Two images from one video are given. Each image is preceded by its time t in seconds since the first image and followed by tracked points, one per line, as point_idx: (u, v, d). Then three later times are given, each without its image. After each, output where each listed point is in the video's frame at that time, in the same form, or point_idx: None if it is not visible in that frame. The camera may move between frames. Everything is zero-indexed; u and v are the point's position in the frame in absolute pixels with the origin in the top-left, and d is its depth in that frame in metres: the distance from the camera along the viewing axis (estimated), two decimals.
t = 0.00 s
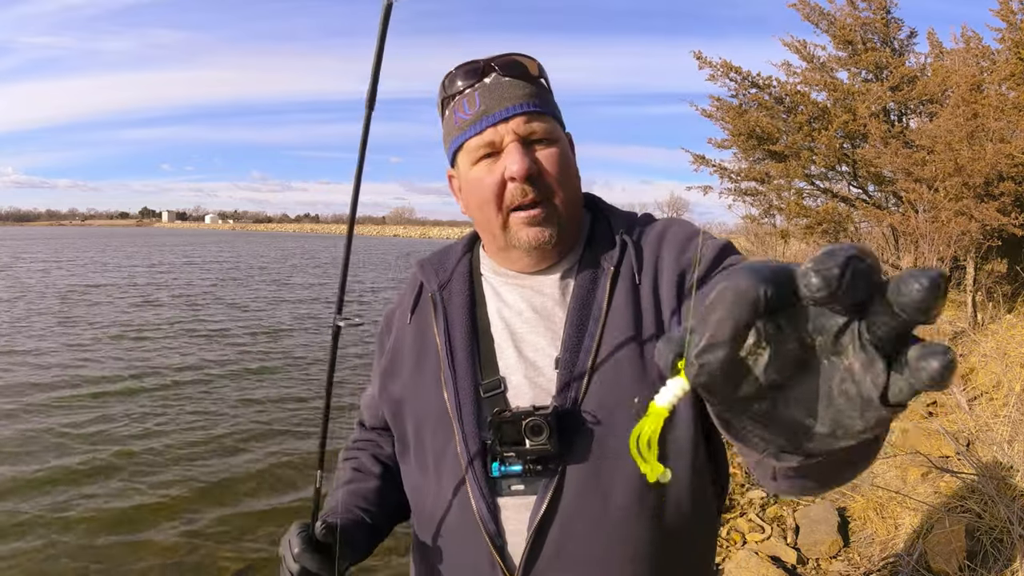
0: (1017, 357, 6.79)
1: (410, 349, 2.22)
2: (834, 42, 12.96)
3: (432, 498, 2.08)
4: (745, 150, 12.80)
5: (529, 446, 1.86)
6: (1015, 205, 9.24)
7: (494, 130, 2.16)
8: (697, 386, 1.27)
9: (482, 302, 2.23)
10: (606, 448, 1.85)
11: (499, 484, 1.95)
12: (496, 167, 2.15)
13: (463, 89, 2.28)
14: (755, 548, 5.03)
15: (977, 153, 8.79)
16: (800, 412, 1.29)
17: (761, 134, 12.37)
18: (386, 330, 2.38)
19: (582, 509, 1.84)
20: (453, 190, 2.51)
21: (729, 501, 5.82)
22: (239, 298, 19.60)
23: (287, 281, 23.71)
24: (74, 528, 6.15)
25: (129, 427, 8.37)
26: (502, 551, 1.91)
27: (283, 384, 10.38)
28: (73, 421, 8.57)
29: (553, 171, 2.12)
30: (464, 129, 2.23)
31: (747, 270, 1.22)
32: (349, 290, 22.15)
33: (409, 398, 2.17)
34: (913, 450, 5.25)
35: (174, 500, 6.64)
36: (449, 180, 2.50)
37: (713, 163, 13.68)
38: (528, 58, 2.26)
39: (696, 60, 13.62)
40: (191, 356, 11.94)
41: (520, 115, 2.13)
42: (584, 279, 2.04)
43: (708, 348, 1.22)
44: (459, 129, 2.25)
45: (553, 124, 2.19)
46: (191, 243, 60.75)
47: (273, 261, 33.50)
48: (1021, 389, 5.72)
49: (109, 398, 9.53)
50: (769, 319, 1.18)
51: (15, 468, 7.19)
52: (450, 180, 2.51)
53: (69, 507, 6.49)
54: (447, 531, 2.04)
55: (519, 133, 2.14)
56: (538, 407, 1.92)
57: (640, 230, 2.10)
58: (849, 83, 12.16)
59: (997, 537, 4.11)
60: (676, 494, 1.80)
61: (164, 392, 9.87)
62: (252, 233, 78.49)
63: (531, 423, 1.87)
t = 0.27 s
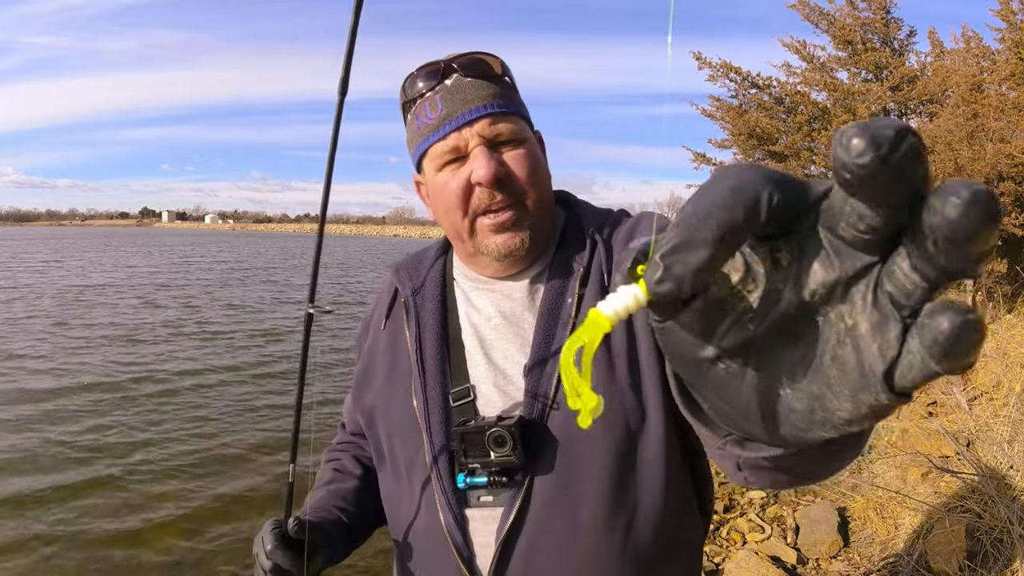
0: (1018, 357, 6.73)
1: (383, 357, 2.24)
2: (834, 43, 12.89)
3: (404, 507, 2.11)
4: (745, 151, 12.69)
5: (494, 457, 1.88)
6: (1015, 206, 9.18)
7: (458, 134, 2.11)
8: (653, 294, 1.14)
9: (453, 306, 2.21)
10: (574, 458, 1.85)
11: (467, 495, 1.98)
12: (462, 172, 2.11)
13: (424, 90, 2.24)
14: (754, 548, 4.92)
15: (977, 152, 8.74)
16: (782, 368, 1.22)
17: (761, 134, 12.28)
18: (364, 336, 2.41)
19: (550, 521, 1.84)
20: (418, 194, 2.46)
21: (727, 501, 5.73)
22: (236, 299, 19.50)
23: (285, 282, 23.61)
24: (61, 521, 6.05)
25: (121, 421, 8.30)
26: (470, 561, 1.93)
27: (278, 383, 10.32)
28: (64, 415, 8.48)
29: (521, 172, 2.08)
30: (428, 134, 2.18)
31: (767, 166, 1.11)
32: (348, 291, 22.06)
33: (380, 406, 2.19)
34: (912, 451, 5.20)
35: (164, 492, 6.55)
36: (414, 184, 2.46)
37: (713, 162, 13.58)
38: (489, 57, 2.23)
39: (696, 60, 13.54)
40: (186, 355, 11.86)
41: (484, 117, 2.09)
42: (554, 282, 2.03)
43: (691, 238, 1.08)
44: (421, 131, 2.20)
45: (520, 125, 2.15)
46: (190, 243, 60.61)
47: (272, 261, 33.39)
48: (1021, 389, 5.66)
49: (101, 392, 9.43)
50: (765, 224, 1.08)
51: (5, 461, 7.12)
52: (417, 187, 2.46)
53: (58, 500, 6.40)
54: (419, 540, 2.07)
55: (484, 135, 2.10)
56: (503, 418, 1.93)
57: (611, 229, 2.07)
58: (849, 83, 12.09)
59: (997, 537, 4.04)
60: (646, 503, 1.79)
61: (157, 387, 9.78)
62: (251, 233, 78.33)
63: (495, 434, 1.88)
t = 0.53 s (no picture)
0: (1018, 358, 6.63)
1: (362, 363, 2.18)
2: (834, 43, 12.78)
3: (383, 516, 2.04)
4: (745, 151, 12.55)
5: (470, 466, 1.80)
6: (1015, 206, 9.11)
7: (434, 133, 2.03)
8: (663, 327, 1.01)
9: (431, 309, 2.13)
10: (554, 468, 1.76)
11: (445, 503, 1.90)
12: (440, 172, 2.02)
13: (400, 88, 2.15)
14: (754, 549, 4.64)
15: (978, 153, 8.67)
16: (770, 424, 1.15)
17: (760, 134, 12.17)
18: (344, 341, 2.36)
19: (527, 529, 1.76)
20: (396, 195, 2.38)
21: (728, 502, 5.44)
22: (233, 299, 19.37)
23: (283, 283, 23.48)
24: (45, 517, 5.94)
25: (110, 421, 8.19)
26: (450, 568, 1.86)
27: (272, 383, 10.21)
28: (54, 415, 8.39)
29: (499, 171, 1.99)
30: (403, 133, 2.10)
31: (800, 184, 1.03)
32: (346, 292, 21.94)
33: (358, 411, 2.12)
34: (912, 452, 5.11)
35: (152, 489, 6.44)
36: (392, 185, 2.37)
37: (713, 163, 13.45)
38: (468, 54, 2.14)
39: (695, 60, 13.43)
40: (180, 355, 11.75)
41: (461, 116, 2.01)
42: (531, 286, 1.95)
43: (714, 261, 0.97)
44: (397, 131, 2.12)
45: (498, 124, 2.06)
46: (189, 244, 60.44)
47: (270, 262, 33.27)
48: (1022, 390, 5.57)
49: (93, 390, 9.33)
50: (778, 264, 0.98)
51: None
52: (394, 189, 2.38)
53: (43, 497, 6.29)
54: (398, 550, 2.01)
55: (460, 134, 2.01)
56: (479, 426, 1.85)
57: (591, 230, 1.98)
58: (849, 83, 11.99)
59: (997, 537, 3.94)
60: (626, 514, 1.70)
61: (149, 385, 9.68)
62: (250, 233, 78.18)
63: (469, 442, 1.79)
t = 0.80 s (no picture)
0: (1018, 358, 6.60)
1: (351, 366, 2.16)
2: (834, 43, 12.74)
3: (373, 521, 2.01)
4: (745, 151, 12.51)
5: (460, 471, 1.77)
6: (1015, 206, 9.06)
7: (419, 135, 1.99)
8: (644, 339, 0.93)
9: (421, 312, 2.11)
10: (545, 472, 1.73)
11: (437, 508, 1.88)
12: (426, 176, 1.98)
13: (384, 90, 2.12)
14: (753, 549, 4.57)
15: (978, 153, 8.62)
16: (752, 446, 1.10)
17: (761, 134, 12.12)
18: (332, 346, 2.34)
19: (518, 536, 1.73)
20: (383, 197, 2.35)
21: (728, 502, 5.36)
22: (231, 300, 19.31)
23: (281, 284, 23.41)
24: (39, 515, 5.90)
25: (106, 419, 8.13)
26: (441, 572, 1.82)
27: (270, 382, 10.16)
28: (51, 412, 8.36)
29: (485, 173, 1.96)
30: (388, 135, 2.06)
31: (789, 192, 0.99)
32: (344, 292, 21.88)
33: (347, 416, 2.10)
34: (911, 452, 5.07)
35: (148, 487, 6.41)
36: (378, 187, 2.34)
37: (713, 163, 13.41)
38: (452, 54, 2.11)
39: (695, 60, 13.37)
40: (177, 354, 11.68)
41: (446, 117, 1.97)
42: (520, 289, 1.92)
43: (700, 268, 0.91)
44: (382, 133, 2.08)
45: (485, 125, 2.03)
46: (189, 244, 60.36)
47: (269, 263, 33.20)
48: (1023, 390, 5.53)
49: (90, 389, 9.30)
50: (759, 283, 0.95)
51: None
52: (381, 192, 2.34)
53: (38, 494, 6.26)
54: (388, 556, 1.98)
55: (445, 137, 1.98)
56: (468, 430, 1.82)
57: (579, 231, 1.95)
58: (849, 83, 11.95)
59: (997, 538, 3.90)
60: (618, 517, 1.67)
61: (146, 384, 9.65)
62: (250, 234, 78.09)
63: (458, 447, 1.77)
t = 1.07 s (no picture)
0: (1018, 358, 6.59)
1: (345, 368, 2.14)
2: (833, 42, 12.71)
3: (370, 524, 2.00)
4: (744, 151, 12.49)
5: (456, 473, 1.77)
6: (1015, 205, 9.05)
7: (412, 134, 1.98)
8: (641, 346, 0.90)
9: (416, 313, 2.10)
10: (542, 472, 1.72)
11: (433, 510, 1.86)
12: (420, 175, 1.97)
13: (377, 88, 2.11)
14: (754, 549, 4.55)
15: (978, 153, 8.62)
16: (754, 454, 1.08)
17: (761, 134, 12.10)
18: (327, 348, 2.33)
19: (514, 536, 1.72)
20: (376, 196, 2.34)
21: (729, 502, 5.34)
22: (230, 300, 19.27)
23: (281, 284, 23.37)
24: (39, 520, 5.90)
25: (105, 423, 8.12)
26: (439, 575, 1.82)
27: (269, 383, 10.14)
28: (50, 414, 8.36)
29: (480, 173, 1.95)
30: (381, 134, 2.05)
31: (795, 192, 0.97)
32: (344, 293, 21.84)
33: (342, 418, 2.09)
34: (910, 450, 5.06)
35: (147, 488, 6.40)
36: (371, 185, 2.33)
37: (713, 163, 13.39)
38: (446, 52, 2.09)
39: (695, 59, 13.34)
40: (176, 356, 11.67)
41: (440, 116, 1.96)
42: (516, 289, 1.91)
43: (700, 272, 0.89)
44: (375, 132, 2.07)
45: (479, 123, 2.01)
46: (189, 245, 60.32)
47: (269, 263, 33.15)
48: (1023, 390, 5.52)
49: (89, 390, 9.30)
50: (762, 287, 0.93)
51: None
52: (375, 191, 2.33)
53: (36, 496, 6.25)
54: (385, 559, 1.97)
55: (440, 135, 1.97)
56: (463, 432, 1.81)
57: (574, 230, 1.94)
58: (849, 83, 11.93)
59: (997, 537, 3.88)
60: (615, 516, 1.66)
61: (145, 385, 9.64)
62: (249, 234, 78.02)
63: (454, 448, 1.76)
